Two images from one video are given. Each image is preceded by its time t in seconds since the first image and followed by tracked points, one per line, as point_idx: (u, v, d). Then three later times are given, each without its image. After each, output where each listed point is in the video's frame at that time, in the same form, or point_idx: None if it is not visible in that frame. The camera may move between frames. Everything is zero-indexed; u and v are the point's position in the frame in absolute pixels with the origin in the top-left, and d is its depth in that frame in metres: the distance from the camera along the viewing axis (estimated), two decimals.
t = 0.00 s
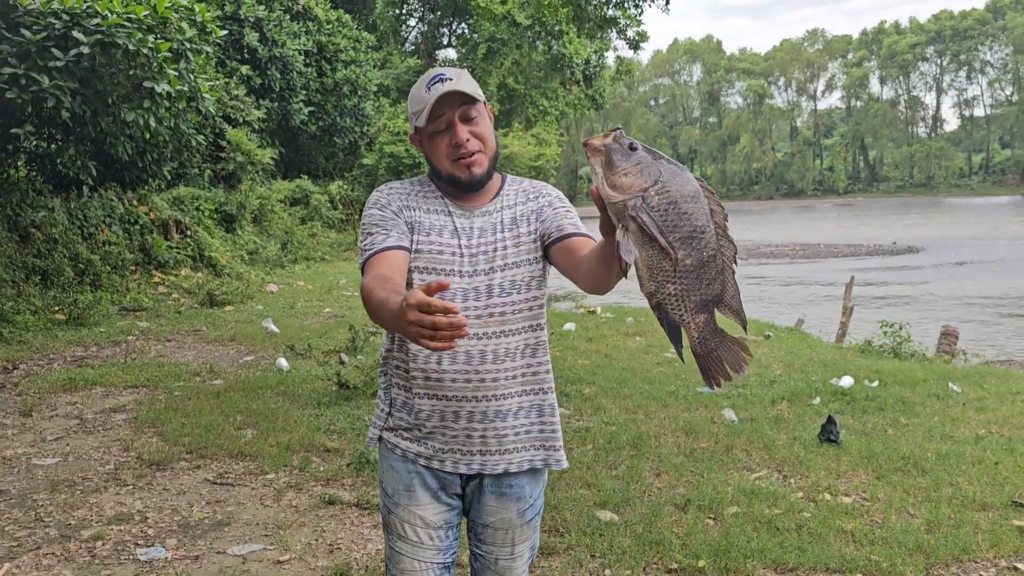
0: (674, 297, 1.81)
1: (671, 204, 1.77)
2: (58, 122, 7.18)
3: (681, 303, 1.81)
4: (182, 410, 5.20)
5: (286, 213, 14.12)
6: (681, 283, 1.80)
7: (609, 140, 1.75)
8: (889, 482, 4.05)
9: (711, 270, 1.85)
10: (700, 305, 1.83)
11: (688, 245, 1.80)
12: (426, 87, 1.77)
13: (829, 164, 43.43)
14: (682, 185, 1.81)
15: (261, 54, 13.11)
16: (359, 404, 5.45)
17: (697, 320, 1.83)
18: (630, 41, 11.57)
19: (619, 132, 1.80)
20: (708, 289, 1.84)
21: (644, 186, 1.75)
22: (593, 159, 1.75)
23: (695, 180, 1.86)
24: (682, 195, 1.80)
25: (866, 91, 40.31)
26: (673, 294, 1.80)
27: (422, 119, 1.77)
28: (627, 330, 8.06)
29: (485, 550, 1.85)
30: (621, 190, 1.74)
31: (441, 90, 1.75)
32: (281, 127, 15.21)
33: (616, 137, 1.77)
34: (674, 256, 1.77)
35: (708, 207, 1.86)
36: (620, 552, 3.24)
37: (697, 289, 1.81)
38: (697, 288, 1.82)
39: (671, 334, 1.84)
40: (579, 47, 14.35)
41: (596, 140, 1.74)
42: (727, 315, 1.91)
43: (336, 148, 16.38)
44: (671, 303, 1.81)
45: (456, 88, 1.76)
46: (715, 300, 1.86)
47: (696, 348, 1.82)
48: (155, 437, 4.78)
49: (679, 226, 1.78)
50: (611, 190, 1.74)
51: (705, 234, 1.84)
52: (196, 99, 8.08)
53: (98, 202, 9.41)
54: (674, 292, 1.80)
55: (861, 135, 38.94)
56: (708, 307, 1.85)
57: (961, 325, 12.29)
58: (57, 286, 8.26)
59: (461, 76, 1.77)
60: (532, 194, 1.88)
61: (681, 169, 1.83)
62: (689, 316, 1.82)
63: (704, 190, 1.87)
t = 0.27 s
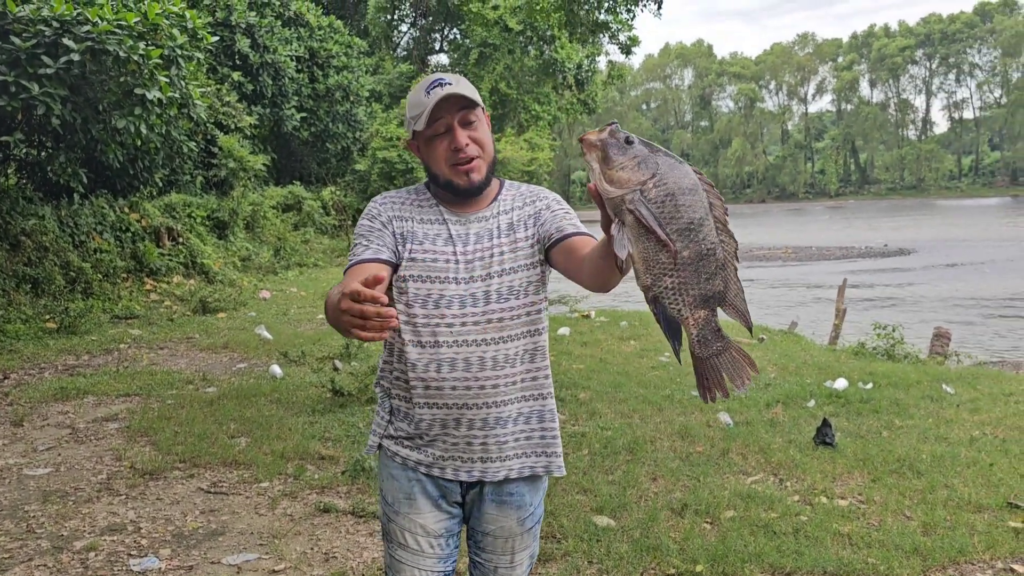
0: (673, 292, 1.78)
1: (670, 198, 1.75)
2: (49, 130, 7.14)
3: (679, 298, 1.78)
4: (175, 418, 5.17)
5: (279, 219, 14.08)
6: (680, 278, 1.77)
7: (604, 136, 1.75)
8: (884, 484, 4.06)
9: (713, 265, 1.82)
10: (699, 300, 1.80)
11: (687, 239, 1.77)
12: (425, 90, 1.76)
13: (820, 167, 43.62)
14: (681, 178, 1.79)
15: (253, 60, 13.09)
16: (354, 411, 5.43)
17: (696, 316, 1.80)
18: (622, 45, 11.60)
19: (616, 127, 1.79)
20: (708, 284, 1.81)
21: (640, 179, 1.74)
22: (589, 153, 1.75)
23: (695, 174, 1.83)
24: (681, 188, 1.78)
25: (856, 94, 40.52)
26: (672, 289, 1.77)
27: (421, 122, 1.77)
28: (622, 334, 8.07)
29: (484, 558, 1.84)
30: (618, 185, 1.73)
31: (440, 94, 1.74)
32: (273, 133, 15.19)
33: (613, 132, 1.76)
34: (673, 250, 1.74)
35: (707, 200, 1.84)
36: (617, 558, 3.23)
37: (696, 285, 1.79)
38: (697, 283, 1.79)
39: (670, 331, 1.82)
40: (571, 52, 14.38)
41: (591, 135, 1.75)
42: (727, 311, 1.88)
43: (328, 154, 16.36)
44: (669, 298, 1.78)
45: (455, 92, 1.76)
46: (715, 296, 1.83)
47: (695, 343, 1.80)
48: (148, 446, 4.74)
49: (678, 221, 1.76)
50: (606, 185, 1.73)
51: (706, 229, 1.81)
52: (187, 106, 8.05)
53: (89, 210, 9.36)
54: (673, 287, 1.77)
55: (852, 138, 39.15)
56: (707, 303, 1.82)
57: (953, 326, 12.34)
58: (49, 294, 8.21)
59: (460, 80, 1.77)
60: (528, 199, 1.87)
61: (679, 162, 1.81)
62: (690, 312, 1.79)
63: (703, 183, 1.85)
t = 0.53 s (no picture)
0: (667, 310, 1.67)
1: (653, 213, 1.65)
2: (41, 136, 7.11)
3: (673, 315, 1.68)
4: (168, 425, 5.15)
5: (272, 225, 14.06)
6: (672, 295, 1.66)
7: (582, 152, 1.65)
8: (879, 489, 4.07)
9: (706, 275, 1.71)
10: (695, 315, 1.70)
11: (676, 253, 1.66)
12: (420, 92, 1.77)
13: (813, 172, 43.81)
14: (666, 188, 1.68)
15: (246, 66, 13.08)
16: (348, 417, 5.42)
17: (692, 331, 1.70)
18: (616, 52, 11.64)
19: (596, 140, 1.70)
20: (702, 297, 1.70)
21: (623, 196, 1.64)
22: (568, 175, 1.67)
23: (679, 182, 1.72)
24: (666, 200, 1.67)
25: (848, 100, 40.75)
26: (665, 307, 1.67)
27: (415, 125, 1.77)
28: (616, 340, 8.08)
29: (483, 567, 1.83)
30: (598, 206, 1.64)
31: (435, 97, 1.75)
32: (266, 138, 15.18)
33: (593, 147, 1.67)
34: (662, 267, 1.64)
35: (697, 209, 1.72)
36: (613, 564, 3.22)
37: (688, 298, 1.68)
38: (689, 297, 1.69)
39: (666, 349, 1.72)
40: (564, 58, 14.42)
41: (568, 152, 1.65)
42: (728, 322, 1.77)
43: (321, 159, 16.35)
44: (662, 316, 1.68)
45: (450, 95, 1.76)
46: (711, 308, 1.72)
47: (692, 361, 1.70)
48: (140, 453, 4.72)
49: (664, 234, 1.65)
50: (588, 205, 1.65)
51: (695, 238, 1.70)
52: (180, 112, 8.04)
53: (81, 215, 9.32)
54: (665, 305, 1.67)
55: (844, 143, 39.35)
56: (704, 317, 1.71)
57: (945, 331, 12.39)
58: (40, 300, 8.17)
59: (456, 84, 1.77)
60: (525, 205, 1.85)
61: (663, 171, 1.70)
62: (684, 326, 1.69)
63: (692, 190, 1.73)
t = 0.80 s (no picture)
0: (639, 312, 1.66)
1: (624, 215, 1.64)
2: (40, 138, 7.11)
3: (645, 317, 1.67)
4: (166, 427, 5.13)
5: (271, 228, 14.05)
6: (645, 297, 1.66)
7: (553, 152, 1.64)
8: (878, 494, 4.06)
9: (679, 278, 1.71)
10: (668, 317, 1.69)
11: (648, 255, 1.66)
12: (407, 94, 1.79)
13: (811, 177, 43.86)
14: (637, 188, 1.67)
15: (246, 69, 13.09)
16: (346, 420, 5.41)
17: (666, 333, 1.69)
18: (616, 56, 11.65)
19: (565, 139, 1.68)
20: (675, 298, 1.70)
21: (594, 198, 1.63)
22: (537, 173, 1.65)
23: (652, 182, 1.71)
24: (638, 200, 1.66)
25: (846, 105, 40.82)
26: (637, 309, 1.66)
27: (401, 127, 1.80)
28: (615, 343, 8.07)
29: None
30: (568, 208, 1.63)
31: (418, 99, 1.77)
32: (266, 141, 15.18)
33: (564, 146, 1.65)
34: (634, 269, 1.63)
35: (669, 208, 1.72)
36: (612, 568, 3.21)
37: (662, 302, 1.68)
38: (663, 300, 1.68)
39: (639, 351, 1.71)
40: (564, 61, 14.43)
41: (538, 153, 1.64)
42: (700, 322, 1.77)
43: (321, 162, 16.36)
44: (636, 318, 1.67)
45: (435, 94, 1.77)
46: (684, 309, 1.72)
47: (666, 364, 1.69)
48: (137, 455, 4.70)
49: (635, 238, 1.64)
50: (557, 207, 1.63)
51: (668, 240, 1.69)
52: (179, 114, 8.03)
53: (80, 218, 9.30)
54: (638, 307, 1.66)
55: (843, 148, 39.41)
56: (677, 318, 1.71)
57: (944, 336, 12.40)
58: (38, 302, 8.16)
59: (442, 85, 1.79)
60: (515, 208, 1.81)
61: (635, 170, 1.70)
62: (658, 331, 1.69)
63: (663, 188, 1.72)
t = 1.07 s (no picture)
0: (598, 302, 1.55)
1: (577, 197, 1.55)
2: (48, 140, 7.14)
3: (606, 306, 1.56)
4: (171, 430, 5.14)
5: (278, 231, 14.08)
6: (604, 284, 1.54)
7: (500, 135, 1.55)
8: (885, 500, 4.04)
9: (642, 264, 1.59)
10: (631, 305, 1.58)
11: (605, 240, 1.55)
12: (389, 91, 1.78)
13: (818, 182, 43.79)
14: (591, 170, 1.58)
15: (253, 72, 13.14)
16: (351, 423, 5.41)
17: (629, 323, 1.57)
18: (622, 60, 11.66)
19: (516, 122, 1.59)
20: (637, 286, 1.58)
21: (544, 181, 1.53)
22: (487, 160, 1.55)
23: (607, 163, 1.61)
24: (593, 182, 1.56)
25: (853, 110, 40.77)
26: (597, 298, 1.54)
27: (381, 126, 1.78)
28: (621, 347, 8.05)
29: None
30: (520, 193, 1.52)
31: (397, 97, 1.75)
32: (272, 144, 15.23)
33: (513, 129, 1.57)
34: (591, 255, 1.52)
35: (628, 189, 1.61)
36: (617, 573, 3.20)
37: (623, 289, 1.56)
38: (624, 287, 1.56)
39: (603, 345, 1.59)
40: (570, 66, 14.40)
41: (485, 136, 1.55)
42: (670, 312, 1.64)
43: (327, 166, 16.40)
44: (595, 308, 1.55)
45: (413, 92, 1.74)
46: (649, 297, 1.60)
47: (632, 357, 1.57)
48: (143, 457, 4.71)
49: (589, 220, 1.54)
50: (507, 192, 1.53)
51: (626, 223, 1.58)
52: (187, 117, 8.05)
53: (87, 220, 9.34)
54: (596, 296, 1.54)
55: (850, 154, 39.32)
56: (642, 307, 1.58)
57: (951, 342, 12.35)
58: (46, 304, 8.19)
59: (423, 84, 1.75)
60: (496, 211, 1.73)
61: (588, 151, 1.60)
62: (620, 321, 1.57)
63: (620, 169, 1.62)
